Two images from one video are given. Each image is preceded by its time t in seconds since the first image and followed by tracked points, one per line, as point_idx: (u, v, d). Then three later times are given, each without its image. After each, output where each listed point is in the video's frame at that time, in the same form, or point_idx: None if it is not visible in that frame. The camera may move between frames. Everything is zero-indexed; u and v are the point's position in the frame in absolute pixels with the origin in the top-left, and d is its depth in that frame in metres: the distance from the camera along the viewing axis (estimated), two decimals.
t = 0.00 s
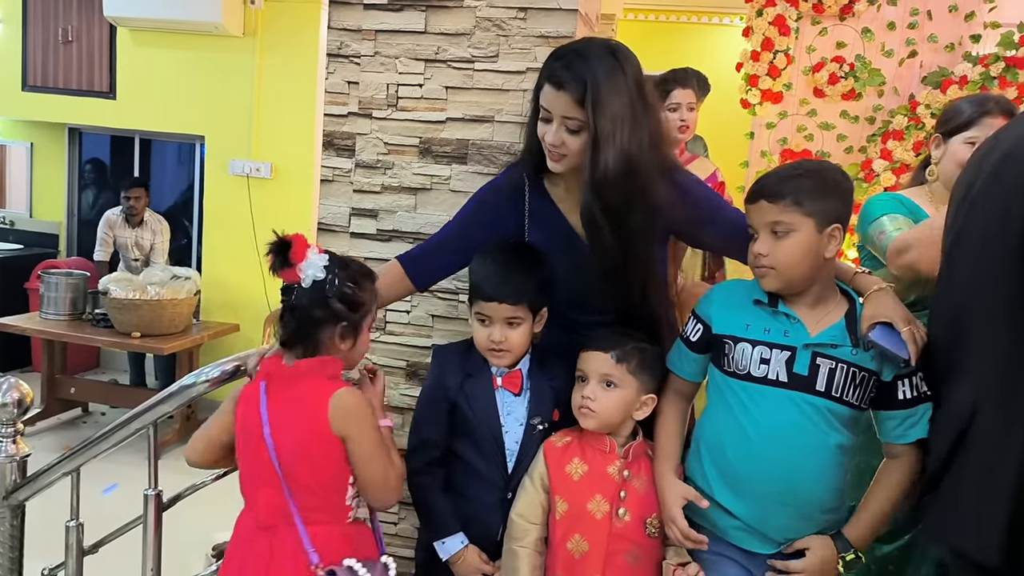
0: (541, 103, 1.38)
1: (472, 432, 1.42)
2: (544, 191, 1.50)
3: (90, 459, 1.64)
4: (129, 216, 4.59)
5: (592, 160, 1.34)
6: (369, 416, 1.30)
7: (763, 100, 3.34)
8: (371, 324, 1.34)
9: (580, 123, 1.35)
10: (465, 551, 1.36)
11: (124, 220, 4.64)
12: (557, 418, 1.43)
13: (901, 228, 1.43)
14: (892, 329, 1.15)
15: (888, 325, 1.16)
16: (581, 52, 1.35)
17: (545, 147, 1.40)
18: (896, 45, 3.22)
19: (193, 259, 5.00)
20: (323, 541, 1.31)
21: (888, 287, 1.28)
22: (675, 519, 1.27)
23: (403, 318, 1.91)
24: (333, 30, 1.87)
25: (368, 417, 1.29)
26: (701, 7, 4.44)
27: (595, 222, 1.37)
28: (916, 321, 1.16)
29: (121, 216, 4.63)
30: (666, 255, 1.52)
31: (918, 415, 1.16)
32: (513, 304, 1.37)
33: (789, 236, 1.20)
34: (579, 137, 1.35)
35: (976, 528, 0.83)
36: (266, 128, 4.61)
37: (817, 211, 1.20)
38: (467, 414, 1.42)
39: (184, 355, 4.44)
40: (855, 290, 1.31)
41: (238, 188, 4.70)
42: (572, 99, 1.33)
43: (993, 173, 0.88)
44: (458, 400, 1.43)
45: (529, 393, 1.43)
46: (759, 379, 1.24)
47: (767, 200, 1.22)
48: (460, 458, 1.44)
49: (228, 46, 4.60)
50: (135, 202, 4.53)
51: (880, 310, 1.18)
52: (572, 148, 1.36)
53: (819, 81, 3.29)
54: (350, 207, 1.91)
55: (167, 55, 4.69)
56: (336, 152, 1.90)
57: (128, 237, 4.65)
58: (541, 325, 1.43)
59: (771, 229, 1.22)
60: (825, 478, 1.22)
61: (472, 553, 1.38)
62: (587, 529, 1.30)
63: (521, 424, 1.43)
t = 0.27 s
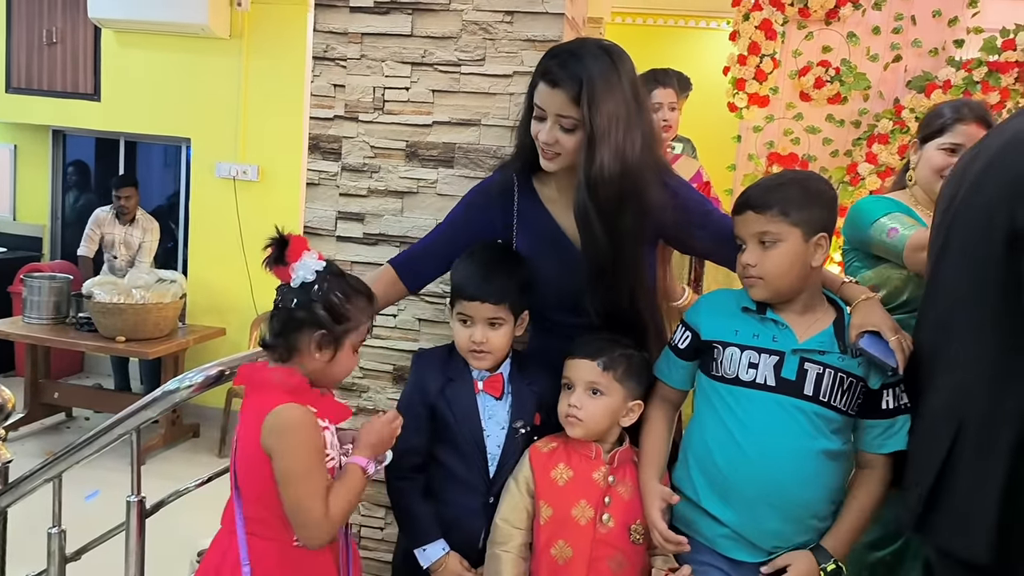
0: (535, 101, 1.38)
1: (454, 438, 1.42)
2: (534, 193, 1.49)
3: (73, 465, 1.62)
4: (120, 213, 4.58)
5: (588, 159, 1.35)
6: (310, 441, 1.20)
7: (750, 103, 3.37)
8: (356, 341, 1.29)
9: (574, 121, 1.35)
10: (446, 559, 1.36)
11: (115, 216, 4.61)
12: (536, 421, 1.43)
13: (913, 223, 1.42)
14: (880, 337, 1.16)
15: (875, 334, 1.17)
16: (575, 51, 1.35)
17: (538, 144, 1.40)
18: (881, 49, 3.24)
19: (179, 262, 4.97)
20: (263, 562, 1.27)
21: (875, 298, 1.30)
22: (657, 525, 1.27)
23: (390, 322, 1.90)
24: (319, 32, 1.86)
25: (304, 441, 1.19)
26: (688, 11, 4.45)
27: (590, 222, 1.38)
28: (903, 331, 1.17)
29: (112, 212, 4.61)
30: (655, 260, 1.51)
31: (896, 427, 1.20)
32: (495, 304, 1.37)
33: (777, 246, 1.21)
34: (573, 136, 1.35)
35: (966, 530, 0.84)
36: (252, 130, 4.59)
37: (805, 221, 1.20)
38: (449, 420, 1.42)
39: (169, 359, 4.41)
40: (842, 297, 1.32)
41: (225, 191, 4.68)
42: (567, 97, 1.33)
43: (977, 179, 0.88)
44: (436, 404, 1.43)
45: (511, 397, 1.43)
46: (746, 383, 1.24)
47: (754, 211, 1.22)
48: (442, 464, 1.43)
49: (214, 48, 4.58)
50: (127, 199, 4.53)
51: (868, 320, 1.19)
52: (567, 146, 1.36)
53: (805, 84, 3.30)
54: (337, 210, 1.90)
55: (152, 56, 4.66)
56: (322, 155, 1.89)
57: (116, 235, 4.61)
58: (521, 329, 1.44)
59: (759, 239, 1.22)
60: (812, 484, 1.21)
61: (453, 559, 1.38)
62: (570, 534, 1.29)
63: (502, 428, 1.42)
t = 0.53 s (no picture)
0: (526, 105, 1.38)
1: (434, 442, 1.41)
2: (525, 194, 1.50)
3: (54, 472, 1.61)
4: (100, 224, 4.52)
5: (580, 161, 1.35)
6: (239, 441, 1.15)
7: (736, 107, 3.37)
8: (325, 354, 1.19)
9: (565, 124, 1.35)
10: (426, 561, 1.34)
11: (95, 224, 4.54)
12: (517, 426, 1.44)
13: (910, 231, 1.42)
14: (862, 345, 1.16)
15: (859, 341, 1.18)
16: (564, 54, 1.36)
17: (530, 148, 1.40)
18: (865, 54, 3.27)
19: (163, 266, 4.93)
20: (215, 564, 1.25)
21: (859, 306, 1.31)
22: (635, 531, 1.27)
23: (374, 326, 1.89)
24: (303, 36, 1.85)
25: (232, 439, 1.15)
26: (674, 15, 4.47)
27: (584, 224, 1.38)
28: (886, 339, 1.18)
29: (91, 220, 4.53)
30: (644, 264, 1.52)
31: (874, 434, 1.21)
32: (477, 305, 1.36)
33: (767, 249, 1.21)
34: (565, 138, 1.36)
35: (957, 542, 0.76)
36: (238, 133, 4.58)
37: (794, 225, 1.21)
38: (430, 424, 1.41)
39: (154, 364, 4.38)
40: (827, 305, 1.33)
41: (210, 194, 4.65)
42: (557, 100, 1.34)
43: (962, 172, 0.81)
44: (419, 408, 1.42)
45: (492, 401, 1.43)
46: (734, 387, 1.24)
47: (745, 213, 1.23)
48: (422, 467, 1.42)
49: (199, 50, 4.56)
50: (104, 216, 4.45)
51: (852, 327, 1.20)
52: (559, 149, 1.36)
53: (790, 89, 3.32)
54: (321, 214, 1.89)
55: (137, 59, 4.63)
56: (307, 159, 1.88)
57: (99, 244, 4.57)
58: (502, 332, 1.43)
59: (749, 242, 1.23)
60: (797, 488, 1.22)
61: (432, 564, 1.36)
62: (548, 540, 1.29)
63: (483, 431, 1.42)
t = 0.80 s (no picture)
0: (523, 101, 1.38)
1: (417, 443, 1.41)
2: (515, 192, 1.51)
3: (35, 476, 1.59)
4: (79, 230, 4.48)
5: (576, 159, 1.36)
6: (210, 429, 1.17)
7: (721, 110, 3.35)
8: (285, 339, 1.18)
9: (562, 121, 1.35)
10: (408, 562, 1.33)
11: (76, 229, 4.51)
12: (502, 429, 1.43)
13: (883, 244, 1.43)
14: (844, 347, 1.18)
15: (841, 344, 1.19)
16: (562, 52, 1.36)
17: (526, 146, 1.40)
18: (848, 57, 3.30)
19: (147, 269, 4.90)
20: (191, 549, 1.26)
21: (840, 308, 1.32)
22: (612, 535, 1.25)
23: (360, 328, 1.89)
24: (288, 38, 1.84)
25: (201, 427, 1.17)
26: (659, 19, 4.48)
27: (576, 221, 1.39)
28: (867, 342, 1.20)
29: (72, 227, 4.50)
30: (632, 266, 1.53)
31: (856, 434, 1.23)
32: (470, 305, 1.36)
33: (753, 248, 1.22)
34: (562, 136, 1.36)
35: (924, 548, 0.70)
36: (223, 135, 4.56)
37: (779, 225, 1.22)
38: (413, 423, 1.41)
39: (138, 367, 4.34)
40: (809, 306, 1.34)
41: (194, 197, 4.63)
42: (554, 97, 1.34)
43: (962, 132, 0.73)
44: (404, 410, 1.42)
45: (476, 403, 1.42)
46: (719, 389, 1.25)
47: (731, 212, 1.23)
48: (405, 469, 1.42)
49: (184, 52, 4.53)
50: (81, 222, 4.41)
51: (834, 330, 1.21)
52: (556, 146, 1.36)
53: (775, 92, 3.33)
54: (306, 217, 1.88)
55: (121, 61, 4.60)
56: (291, 161, 1.87)
57: (82, 249, 4.54)
58: (494, 333, 1.44)
59: (734, 241, 1.23)
60: (779, 489, 1.22)
61: (414, 565, 1.35)
62: (529, 547, 1.28)
63: (466, 433, 1.42)
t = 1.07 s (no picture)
0: (515, 99, 1.40)
1: (407, 445, 1.41)
2: (506, 193, 1.52)
3: (22, 481, 1.58)
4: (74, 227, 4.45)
5: (569, 156, 1.38)
6: (194, 413, 1.27)
7: (710, 113, 3.37)
8: (245, 321, 1.25)
9: (554, 118, 1.37)
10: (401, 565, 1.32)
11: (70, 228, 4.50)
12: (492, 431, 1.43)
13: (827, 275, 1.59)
14: (829, 346, 1.19)
15: (826, 343, 1.20)
16: (555, 49, 1.37)
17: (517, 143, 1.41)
18: (835, 61, 3.32)
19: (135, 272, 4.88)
20: (175, 533, 1.34)
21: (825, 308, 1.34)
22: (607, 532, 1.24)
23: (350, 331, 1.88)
24: (276, 40, 1.84)
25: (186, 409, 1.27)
26: (648, 22, 4.50)
27: (575, 218, 1.40)
28: (851, 341, 1.21)
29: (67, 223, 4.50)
30: (623, 268, 1.54)
31: (842, 431, 1.24)
32: (462, 304, 1.36)
33: (736, 249, 1.23)
34: (554, 131, 1.38)
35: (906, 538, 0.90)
36: (211, 138, 4.55)
37: (764, 227, 1.23)
38: (402, 425, 1.41)
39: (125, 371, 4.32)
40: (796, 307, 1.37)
41: (182, 200, 4.61)
42: (546, 94, 1.36)
43: (921, 182, 0.94)
44: (394, 411, 1.42)
45: (468, 406, 1.43)
46: (709, 391, 1.25)
47: (714, 213, 1.24)
48: (396, 471, 1.41)
49: (171, 54, 4.51)
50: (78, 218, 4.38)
51: (819, 329, 1.22)
52: (547, 143, 1.38)
53: (763, 95, 3.34)
54: (295, 219, 1.88)
55: (108, 63, 4.57)
56: (279, 164, 1.86)
57: (72, 247, 4.51)
58: (486, 334, 1.44)
59: (718, 242, 1.24)
60: (769, 489, 1.23)
61: (405, 569, 1.34)
62: (519, 553, 1.27)
63: (457, 437, 1.42)
